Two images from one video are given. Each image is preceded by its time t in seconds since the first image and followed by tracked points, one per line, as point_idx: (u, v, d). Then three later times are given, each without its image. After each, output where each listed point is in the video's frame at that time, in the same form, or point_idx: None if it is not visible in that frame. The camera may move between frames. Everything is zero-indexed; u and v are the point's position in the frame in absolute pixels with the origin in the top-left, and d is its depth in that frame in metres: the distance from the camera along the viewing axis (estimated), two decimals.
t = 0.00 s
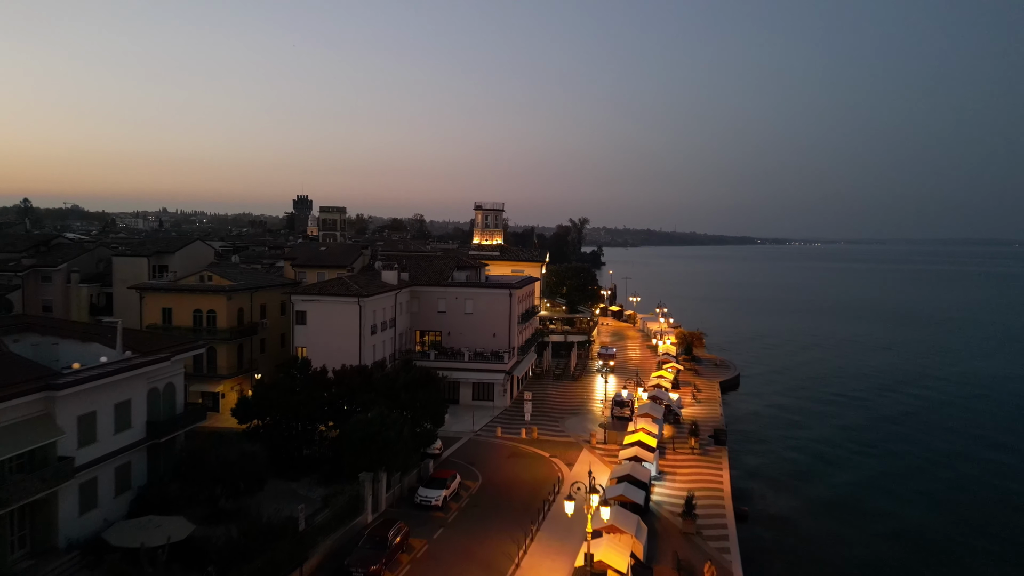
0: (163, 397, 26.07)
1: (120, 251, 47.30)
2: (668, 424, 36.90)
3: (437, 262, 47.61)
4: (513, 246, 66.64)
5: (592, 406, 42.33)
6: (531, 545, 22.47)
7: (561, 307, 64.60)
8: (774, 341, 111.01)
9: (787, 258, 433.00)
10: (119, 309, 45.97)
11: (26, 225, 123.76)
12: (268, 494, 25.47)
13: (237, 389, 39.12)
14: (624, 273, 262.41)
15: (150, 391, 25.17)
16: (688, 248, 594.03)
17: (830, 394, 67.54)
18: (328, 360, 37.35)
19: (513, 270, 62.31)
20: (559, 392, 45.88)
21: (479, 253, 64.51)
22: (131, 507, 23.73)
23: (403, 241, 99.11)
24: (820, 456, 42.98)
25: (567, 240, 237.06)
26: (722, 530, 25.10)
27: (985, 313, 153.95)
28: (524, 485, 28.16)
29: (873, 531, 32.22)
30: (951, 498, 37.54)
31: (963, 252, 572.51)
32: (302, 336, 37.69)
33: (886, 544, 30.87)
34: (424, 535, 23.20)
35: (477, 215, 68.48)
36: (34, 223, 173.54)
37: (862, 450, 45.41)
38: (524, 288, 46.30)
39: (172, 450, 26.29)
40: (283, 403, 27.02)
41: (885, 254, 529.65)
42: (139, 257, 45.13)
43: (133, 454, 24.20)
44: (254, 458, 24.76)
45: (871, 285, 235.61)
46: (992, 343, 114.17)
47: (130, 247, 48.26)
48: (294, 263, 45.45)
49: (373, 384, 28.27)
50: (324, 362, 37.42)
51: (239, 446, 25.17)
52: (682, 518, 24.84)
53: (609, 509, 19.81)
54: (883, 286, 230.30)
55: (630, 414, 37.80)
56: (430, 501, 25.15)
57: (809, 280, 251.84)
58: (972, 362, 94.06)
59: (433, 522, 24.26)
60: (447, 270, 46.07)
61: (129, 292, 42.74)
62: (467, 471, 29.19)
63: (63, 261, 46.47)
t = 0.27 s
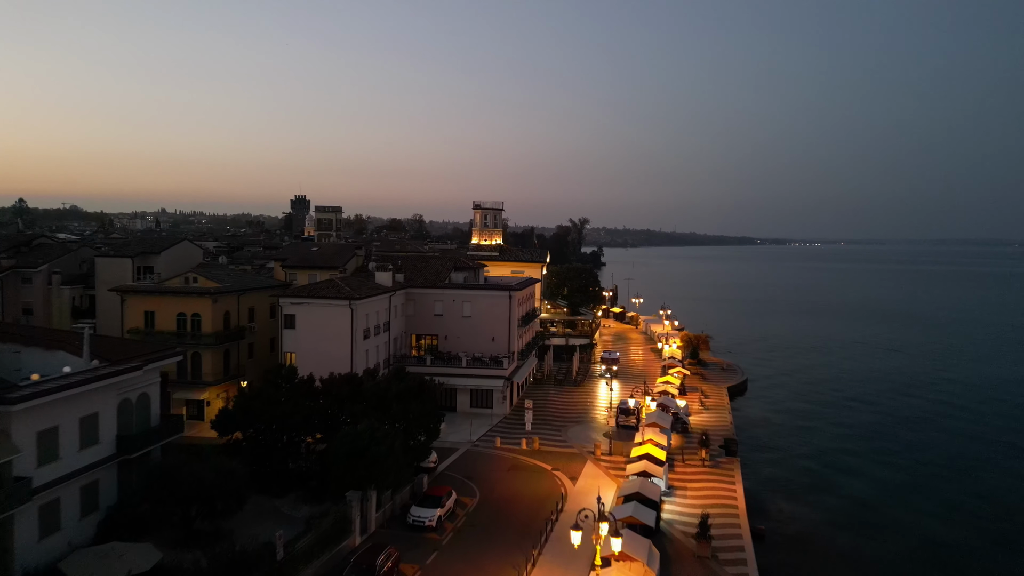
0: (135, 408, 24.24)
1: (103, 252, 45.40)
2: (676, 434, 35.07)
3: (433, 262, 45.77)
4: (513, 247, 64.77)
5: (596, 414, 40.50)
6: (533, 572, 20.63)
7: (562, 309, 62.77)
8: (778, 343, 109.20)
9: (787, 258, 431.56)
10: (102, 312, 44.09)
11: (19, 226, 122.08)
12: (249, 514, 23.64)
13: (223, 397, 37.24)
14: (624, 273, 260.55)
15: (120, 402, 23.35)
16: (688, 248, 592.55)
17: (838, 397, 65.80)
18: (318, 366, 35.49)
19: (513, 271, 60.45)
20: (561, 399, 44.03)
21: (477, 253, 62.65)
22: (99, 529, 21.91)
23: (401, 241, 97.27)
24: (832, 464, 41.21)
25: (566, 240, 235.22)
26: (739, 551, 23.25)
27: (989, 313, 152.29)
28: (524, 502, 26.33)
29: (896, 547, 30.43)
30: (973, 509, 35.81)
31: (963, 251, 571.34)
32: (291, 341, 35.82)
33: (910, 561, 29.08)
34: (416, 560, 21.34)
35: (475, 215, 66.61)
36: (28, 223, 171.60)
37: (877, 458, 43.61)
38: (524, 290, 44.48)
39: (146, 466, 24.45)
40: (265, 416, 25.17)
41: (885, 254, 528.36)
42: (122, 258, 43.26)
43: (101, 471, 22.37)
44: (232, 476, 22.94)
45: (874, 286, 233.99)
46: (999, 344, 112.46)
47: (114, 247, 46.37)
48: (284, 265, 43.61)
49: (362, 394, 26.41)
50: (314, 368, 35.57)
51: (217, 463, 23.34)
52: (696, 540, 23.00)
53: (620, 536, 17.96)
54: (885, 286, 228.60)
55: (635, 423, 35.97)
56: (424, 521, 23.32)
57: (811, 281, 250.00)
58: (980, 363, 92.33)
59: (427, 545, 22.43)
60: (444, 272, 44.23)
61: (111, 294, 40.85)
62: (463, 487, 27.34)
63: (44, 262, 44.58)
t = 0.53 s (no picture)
0: (107, 421, 22.62)
1: (87, 253, 43.73)
2: (684, 443, 33.42)
3: (430, 263, 44.09)
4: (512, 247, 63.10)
5: (599, 422, 38.83)
6: None
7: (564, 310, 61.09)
8: (783, 342, 107.53)
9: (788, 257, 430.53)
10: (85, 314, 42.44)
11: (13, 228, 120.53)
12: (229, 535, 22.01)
13: (209, 404, 35.60)
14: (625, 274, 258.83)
15: (89, 415, 21.73)
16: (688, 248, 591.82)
17: (848, 396, 64.14)
18: (308, 373, 33.82)
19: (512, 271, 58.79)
20: (563, 405, 42.36)
21: (476, 254, 60.98)
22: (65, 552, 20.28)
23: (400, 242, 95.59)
24: (847, 466, 39.57)
25: (567, 240, 233.72)
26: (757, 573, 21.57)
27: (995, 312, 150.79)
28: (524, 519, 24.68)
29: (920, 558, 28.79)
30: (997, 511, 34.22)
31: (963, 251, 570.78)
32: (280, 346, 34.14)
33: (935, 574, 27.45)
34: None
35: (474, 214, 64.94)
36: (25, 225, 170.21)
37: (893, 460, 41.96)
38: (524, 292, 42.82)
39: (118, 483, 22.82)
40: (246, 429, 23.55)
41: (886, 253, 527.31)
42: (107, 259, 41.59)
43: (67, 489, 20.75)
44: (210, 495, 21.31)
45: (876, 284, 232.39)
46: (1006, 342, 110.91)
47: (99, 247, 44.69)
48: (275, 266, 41.95)
49: (351, 404, 24.77)
50: (304, 374, 33.91)
51: (193, 480, 21.71)
52: (709, 562, 21.34)
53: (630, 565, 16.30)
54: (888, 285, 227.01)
55: (641, 431, 34.31)
56: (416, 542, 21.66)
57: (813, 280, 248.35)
58: (989, 361, 90.74)
59: (420, 568, 20.78)
60: (441, 273, 42.57)
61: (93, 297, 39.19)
62: (460, 502, 25.69)
63: (26, 263, 42.89)
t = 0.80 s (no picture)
0: (74, 433, 20.99)
1: (70, 254, 42.06)
2: (693, 453, 31.78)
3: (427, 265, 42.45)
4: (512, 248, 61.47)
5: (603, 430, 37.22)
6: None
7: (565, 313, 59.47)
8: (787, 344, 105.88)
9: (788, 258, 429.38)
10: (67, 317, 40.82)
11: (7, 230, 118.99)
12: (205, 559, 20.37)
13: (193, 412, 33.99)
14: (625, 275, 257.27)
15: (54, 428, 20.11)
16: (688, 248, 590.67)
17: (857, 398, 62.54)
18: (298, 379, 32.20)
19: (512, 273, 57.15)
20: (565, 412, 40.75)
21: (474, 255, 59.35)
22: None
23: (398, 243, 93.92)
24: (862, 471, 37.97)
25: (567, 242, 232.35)
26: None
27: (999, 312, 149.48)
28: (525, 539, 23.02)
29: (947, 569, 27.15)
30: (1022, 517, 32.65)
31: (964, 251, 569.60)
32: (268, 351, 32.50)
33: None
34: None
35: (473, 215, 63.29)
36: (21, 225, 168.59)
37: (910, 464, 40.29)
38: (525, 294, 41.20)
39: (87, 501, 21.20)
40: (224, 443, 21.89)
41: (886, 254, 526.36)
42: (90, 260, 39.95)
43: (28, 510, 19.15)
44: (184, 516, 19.67)
45: (878, 285, 230.93)
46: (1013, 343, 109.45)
47: (83, 248, 43.04)
48: (265, 267, 40.34)
49: (338, 417, 23.13)
50: (294, 381, 32.28)
51: (166, 500, 20.07)
52: None
53: None
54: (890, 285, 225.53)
55: (647, 440, 32.70)
56: (408, 566, 20.01)
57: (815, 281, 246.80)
58: (997, 361, 89.25)
59: None
60: (438, 274, 40.95)
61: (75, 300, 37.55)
62: (457, 520, 24.05)
63: (6, 264, 41.24)
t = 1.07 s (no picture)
0: (33, 451, 19.29)
1: (50, 255, 40.32)
2: (702, 466, 30.13)
3: (423, 266, 40.74)
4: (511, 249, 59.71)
5: (607, 440, 35.49)
6: None
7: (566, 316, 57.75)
8: (792, 345, 104.13)
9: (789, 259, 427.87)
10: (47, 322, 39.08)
11: None
12: None
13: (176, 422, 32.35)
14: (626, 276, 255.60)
15: (10, 447, 18.41)
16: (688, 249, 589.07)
17: (867, 402, 60.79)
18: (285, 387, 30.51)
19: (512, 274, 55.42)
20: (567, 421, 39.02)
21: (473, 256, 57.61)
22: None
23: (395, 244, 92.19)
24: (878, 481, 36.23)
25: (567, 243, 230.62)
26: None
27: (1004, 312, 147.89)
28: (526, 562, 21.35)
29: None
30: None
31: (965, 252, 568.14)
32: (254, 358, 30.77)
33: None
34: None
35: (471, 214, 61.56)
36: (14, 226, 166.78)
37: (928, 471, 38.66)
38: (525, 297, 39.49)
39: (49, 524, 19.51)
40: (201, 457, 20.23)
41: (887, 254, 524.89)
42: (70, 261, 38.22)
43: None
44: (153, 541, 17.97)
45: (881, 286, 229.43)
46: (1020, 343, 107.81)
47: (64, 249, 41.30)
48: (254, 270, 38.65)
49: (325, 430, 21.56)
50: (281, 389, 30.56)
51: (134, 524, 18.39)
52: None
53: None
54: (893, 286, 223.93)
55: (653, 452, 31.04)
56: None
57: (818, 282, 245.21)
58: (1006, 362, 87.64)
59: None
60: (435, 277, 39.25)
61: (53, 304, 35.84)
62: (452, 543, 22.30)
63: None
